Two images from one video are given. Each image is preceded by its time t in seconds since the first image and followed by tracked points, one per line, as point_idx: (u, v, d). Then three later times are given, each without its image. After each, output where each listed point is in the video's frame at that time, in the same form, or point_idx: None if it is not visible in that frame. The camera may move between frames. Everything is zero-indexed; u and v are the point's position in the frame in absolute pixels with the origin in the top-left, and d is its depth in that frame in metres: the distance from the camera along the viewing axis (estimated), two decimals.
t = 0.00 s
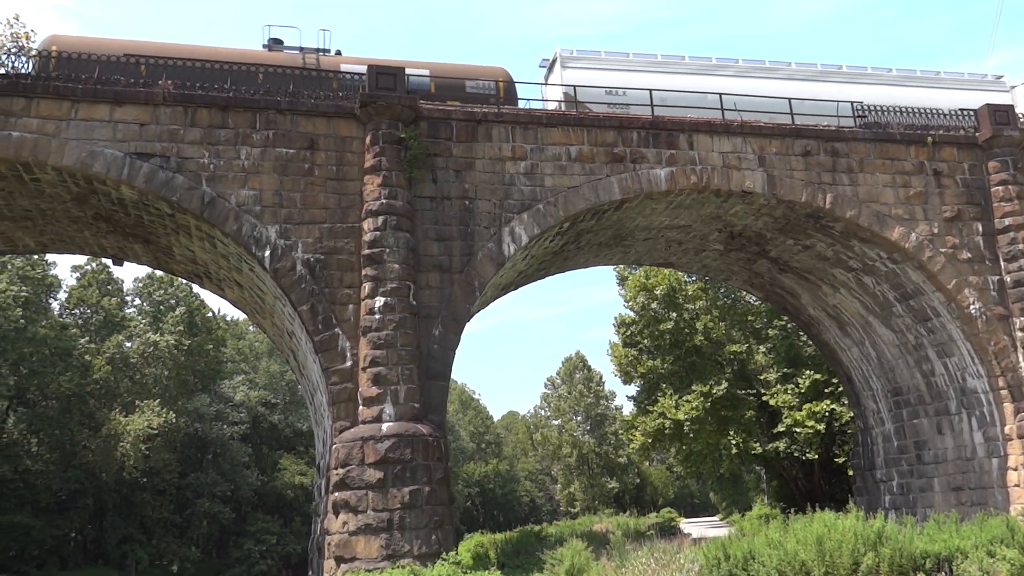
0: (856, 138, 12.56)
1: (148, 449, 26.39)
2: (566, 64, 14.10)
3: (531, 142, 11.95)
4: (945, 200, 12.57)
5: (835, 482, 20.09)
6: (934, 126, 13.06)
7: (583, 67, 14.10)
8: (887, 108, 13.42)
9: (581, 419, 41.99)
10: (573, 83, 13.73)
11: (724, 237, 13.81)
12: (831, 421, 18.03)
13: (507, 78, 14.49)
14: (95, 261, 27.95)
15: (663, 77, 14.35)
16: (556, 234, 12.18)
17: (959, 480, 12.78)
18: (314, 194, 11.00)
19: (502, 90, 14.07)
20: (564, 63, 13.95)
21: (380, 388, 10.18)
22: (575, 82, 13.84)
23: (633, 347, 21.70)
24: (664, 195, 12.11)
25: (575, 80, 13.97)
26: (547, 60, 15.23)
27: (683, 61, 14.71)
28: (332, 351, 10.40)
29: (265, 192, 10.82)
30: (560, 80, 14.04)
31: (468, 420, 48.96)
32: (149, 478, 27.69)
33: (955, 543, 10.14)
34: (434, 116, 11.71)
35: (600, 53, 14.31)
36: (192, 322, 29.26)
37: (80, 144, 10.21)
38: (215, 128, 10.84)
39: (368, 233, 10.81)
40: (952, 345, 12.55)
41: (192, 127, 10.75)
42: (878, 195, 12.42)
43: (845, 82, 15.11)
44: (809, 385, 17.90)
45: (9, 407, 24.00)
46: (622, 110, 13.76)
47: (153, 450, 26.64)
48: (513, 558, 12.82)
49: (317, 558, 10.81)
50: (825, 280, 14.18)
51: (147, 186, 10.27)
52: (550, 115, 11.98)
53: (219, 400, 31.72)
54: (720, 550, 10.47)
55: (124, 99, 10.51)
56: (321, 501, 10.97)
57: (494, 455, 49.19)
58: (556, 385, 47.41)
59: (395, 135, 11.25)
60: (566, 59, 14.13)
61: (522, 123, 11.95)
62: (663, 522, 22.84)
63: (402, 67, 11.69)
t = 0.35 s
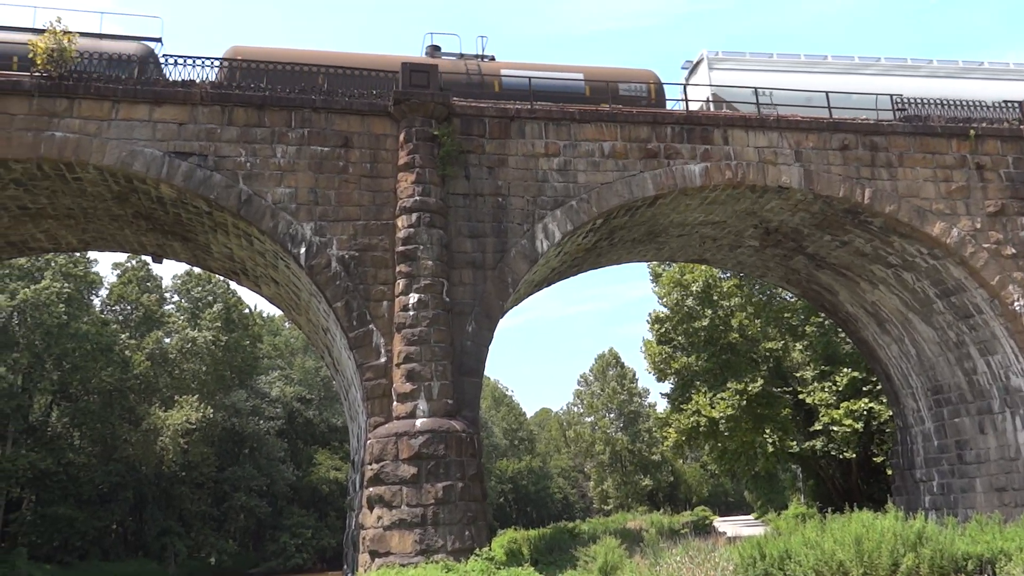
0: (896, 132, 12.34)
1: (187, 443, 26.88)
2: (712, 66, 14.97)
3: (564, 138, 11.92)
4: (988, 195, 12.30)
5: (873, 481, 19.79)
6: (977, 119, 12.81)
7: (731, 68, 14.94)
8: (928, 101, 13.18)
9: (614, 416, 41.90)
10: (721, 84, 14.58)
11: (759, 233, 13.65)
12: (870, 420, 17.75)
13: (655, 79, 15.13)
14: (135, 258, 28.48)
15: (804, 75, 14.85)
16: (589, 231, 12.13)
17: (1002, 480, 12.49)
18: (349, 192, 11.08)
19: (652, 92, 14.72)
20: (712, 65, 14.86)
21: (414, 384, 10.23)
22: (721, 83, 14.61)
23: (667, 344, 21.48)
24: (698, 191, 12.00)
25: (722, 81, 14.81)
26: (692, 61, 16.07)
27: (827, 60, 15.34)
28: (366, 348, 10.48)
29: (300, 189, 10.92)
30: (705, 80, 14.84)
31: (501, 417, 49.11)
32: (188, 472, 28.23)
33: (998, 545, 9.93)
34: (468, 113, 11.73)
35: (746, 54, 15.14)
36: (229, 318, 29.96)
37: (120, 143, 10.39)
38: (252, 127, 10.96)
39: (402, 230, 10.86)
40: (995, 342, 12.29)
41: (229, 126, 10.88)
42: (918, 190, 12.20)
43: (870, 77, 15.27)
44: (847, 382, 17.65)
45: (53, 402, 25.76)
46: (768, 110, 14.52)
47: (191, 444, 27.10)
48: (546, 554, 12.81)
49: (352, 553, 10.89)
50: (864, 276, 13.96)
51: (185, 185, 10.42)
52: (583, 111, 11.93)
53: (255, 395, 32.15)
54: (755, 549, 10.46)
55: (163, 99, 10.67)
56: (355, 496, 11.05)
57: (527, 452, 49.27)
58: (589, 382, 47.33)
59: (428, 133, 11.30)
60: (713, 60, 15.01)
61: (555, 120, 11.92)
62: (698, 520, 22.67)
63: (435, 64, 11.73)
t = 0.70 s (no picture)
0: (934, 124, 12.13)
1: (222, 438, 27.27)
2: (856, 63, 14.99)
3: (595, 133, 11.86)
4: None
5: (910, 479, 19.51)
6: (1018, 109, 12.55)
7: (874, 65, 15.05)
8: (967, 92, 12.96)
9: (645, 412, 41.74)
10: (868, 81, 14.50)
11: (794, 227, 13.49)
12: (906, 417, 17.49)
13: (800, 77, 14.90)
14: (171, 256, 28.92)
15: (950, 70, 14.73)
16: (621, 226, 12.07)
17: None
18: (380, 189, 11.14)
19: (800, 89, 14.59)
20: (857, 62, 14.87)
21: (445, 379, 10.27)
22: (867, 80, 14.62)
23: (700, 340, 21.52)
24: (731, 185, 11.88)
25: (868, 78, 14.78)
26: (830, 59, 16.10)
27: (971, 55, 15.15)
28: (398, 343, 10.53)
29: (333, 187, 11.00)
30: (851, 77, 14.89)
31: (532, 413, 49.28)
32: (224, 466, 28.68)
33: None
34: (498, 109, 11.72)
35: (888, 51, 15.19)
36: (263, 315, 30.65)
37: (157, 142, 10.54)
38: (285, 125, 11.05)
39: (433, 226, 10.90)
40: None
41: (262, 124, 10.98)
42: (957, 182, 11.98)
43: (982, 68, 14.94)
44: (884, 379, 17.36)
45: (93, 397, 26.41)
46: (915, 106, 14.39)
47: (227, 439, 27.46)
48: (578, 550, 12.79)
49: (385, 547, 10.98)
50: (900, 271, 13.75)
51: (219, 183, 10.55)
52: (614, 106, 11.88)
53: (288, 390, 32.51)
54: (790, 548, 9.96)
55: (198, 98, 10.79)
56: (389, 490, 11.14)
57: (558, 448, 49.36)
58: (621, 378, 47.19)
59: (459, 129, 11.31)
60: (858, 58, 15.02)
61: (586, 115, 11.87)
62: (730, 517, 22.53)
63: (466, 61, 11.75)
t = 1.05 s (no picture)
0: (972, 114, 11.91)
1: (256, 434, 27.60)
2: (1006, 54, 14.59)
3: (625, 128, 11.79)
4: None
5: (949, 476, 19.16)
6: None
7: None
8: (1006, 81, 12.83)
9: (677, 408, 41.43)
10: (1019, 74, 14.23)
11: (828, 220, 13.30)
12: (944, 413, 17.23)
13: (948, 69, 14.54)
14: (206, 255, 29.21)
15: None
16: (651, 221, 11.98)
17: None
18: (411, 186, 11.18)
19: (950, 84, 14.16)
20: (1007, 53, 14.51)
21: (476, 375, 10.29)
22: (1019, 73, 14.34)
23: (732, 335, 21.39)
24: (764, 178, 11.74)
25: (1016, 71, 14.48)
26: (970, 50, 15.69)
27: None
28: (429, 340, 10.57)
29: (364, 184, 11.05)
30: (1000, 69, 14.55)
31: (563, 409, 49.24)
32: (258, 462, 29.05)
33: None
34: (528, 104, 11.70)
35: None
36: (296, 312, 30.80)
37: (191, 142, 10.67)
38: (316, 124, 11.13)
39: (464, 223, 10.92)
40: None
41: (294, 122, 11.07)
42: (996, 173, 11.75)
43: None
44: (921, 374, 17.07)
45: (130, 394, 27.06)
46: None
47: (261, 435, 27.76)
48: (609, 546, 12.73)
49: (417, 542, 11.04)
50: (938, 264, 13.51)
51: (253, 182, 10.66)
52: (644, 100, 11.80)
53: (320, 387, 32.79)
54: (826, 544, 10.00)
55: (231, 98, 10.91)
56: (420, 486, 11.19)
57: (589, 444, 49.25)
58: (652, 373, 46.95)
59: (489, 125, 11.31)
60: (1006, 49, 14.65)
61: (616, 109, 11.80)
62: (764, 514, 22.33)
63: (495, 57, 11.77)
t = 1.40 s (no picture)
0: (1011, 105, 11.69)
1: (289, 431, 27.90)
2: None
3: (655, 123, 11.71)
4: None
5: (988, 474, 18.81)
6: None
7: None
8: None
9: (709, 405, 41.19)
10: None
11: (862, 215, 13.11)
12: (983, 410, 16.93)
13: None
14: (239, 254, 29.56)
15: None
16: (682, 216, 11.89)
17: None
18: (441, 184, 11.20)
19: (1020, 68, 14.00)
20: None
21: (507, 372, 10.29)
22: None
23: (765, 331, 21.18)
24: (796, 173, 11.60)
25: None
26: None
27: None
28: (460, 337, 10.59)
29: (394, 183, 11.10)
30: None
31: (594, 406, 49.37)
32: (291, 459, 29.38)
33: None
34: (556, 101, 11.67)
35: None
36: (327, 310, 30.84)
37: (224, 143, 10.78)
38: (346, 123, 11.19)
39: (494, 220, 10.92)
40: None
41: (324, 122, 11.14)
42: None
43: None
44: (959, 370, 16.83)
45: (167, 391, 27.59)
46: None
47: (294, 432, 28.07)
48: (642, 544, 12.67)
49: (449, 539, 11.08)
50: (976, 258, 13.25)
51: (284, 181, 10.75)
52: (674, 95, 11.70)
53: (352, 384, 33.07)
54: (863, 544, 9.87)
55: (262, 98, 11.00)
56: (452, 483, 11.22)
57: (621, 441, 49.18)
58: (685, 370, 46.66)
59: (518, 122, 11.30)
60: None
61: (645, 105, 11.72)
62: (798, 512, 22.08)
63: (524, 54, 11.73)
